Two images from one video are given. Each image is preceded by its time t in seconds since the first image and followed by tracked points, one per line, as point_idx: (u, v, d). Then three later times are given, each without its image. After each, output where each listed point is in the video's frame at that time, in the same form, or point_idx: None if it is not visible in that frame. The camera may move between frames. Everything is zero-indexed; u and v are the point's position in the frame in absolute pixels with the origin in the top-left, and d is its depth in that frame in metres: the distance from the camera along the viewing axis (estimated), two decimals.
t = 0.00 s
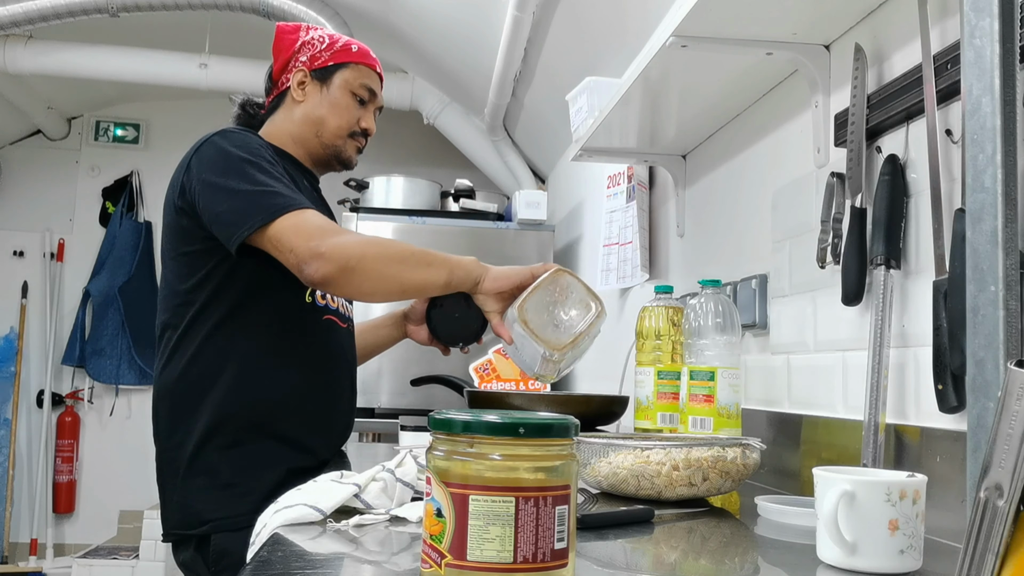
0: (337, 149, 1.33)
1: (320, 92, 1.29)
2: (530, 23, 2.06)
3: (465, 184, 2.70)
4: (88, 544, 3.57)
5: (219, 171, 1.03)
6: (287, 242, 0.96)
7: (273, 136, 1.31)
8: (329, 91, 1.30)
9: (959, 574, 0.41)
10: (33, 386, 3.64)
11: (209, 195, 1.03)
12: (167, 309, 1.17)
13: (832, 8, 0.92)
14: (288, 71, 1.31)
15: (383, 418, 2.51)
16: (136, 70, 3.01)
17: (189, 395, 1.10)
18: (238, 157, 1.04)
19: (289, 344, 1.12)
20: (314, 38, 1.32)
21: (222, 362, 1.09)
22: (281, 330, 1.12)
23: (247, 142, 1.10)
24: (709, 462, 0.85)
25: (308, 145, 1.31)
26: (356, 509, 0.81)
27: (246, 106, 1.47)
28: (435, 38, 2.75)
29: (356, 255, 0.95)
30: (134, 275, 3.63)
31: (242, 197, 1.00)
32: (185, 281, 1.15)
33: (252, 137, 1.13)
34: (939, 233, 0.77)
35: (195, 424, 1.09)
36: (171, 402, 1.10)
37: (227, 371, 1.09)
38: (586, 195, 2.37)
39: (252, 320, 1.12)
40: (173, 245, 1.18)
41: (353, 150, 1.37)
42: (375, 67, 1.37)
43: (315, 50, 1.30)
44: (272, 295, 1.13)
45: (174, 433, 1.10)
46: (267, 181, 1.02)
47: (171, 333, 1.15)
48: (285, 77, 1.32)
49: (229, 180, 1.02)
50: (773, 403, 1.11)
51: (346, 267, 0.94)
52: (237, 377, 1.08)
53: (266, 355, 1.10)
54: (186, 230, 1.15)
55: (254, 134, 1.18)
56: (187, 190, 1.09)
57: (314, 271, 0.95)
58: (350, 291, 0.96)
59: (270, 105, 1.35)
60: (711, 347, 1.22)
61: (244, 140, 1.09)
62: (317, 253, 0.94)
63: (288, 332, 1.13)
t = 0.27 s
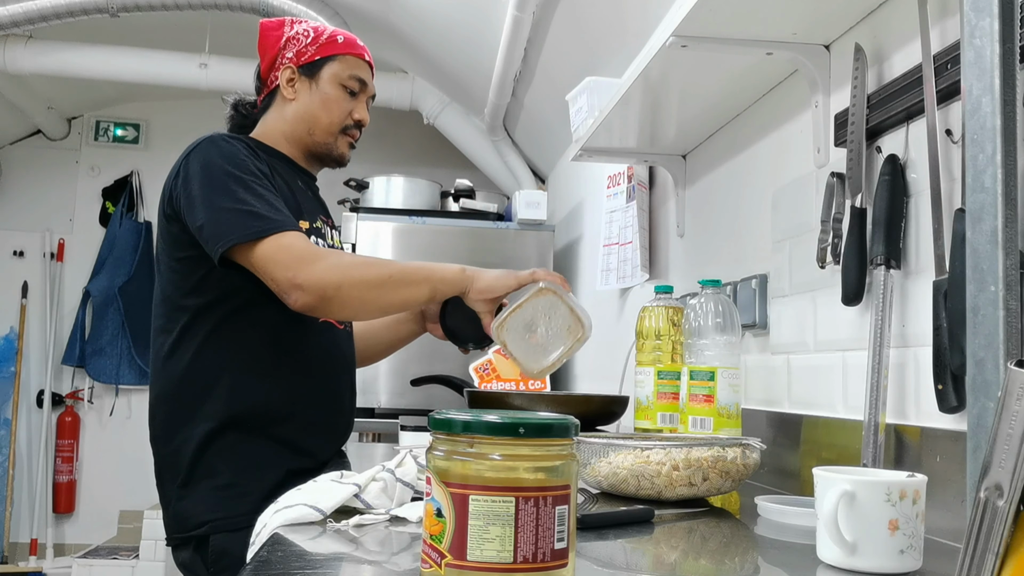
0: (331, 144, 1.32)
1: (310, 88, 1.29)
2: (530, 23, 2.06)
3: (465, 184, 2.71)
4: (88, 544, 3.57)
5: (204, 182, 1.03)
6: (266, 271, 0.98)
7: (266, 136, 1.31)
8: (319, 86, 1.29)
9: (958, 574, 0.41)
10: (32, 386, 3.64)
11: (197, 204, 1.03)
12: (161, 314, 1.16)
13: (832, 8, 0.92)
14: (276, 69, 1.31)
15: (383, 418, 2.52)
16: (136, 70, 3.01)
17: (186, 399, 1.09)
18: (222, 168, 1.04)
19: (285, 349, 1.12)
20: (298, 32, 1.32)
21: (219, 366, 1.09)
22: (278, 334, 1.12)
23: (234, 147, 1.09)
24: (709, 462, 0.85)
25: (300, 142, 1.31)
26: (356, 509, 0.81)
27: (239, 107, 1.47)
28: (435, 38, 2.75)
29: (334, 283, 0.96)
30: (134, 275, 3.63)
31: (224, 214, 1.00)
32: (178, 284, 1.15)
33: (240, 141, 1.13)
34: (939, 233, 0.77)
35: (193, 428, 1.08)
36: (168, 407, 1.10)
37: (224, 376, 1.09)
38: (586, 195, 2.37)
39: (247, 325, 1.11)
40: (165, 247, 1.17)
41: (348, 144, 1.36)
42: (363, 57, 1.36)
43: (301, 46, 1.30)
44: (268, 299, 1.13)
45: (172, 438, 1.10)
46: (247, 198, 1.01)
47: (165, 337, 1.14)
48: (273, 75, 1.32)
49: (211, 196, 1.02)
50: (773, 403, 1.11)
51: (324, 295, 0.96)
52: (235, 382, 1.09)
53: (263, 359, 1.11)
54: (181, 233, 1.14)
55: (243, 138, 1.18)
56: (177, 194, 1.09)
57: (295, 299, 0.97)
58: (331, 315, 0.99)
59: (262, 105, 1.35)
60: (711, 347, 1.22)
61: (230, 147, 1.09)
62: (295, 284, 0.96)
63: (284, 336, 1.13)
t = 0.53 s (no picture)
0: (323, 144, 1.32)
1: (300, 88, 1.28)
2: (530, 24, 2.06)
3: (465, 184, 2.71)
4: (88, 544, 3.57)
5: (221, 153, 1.05)
6: (312, 185, 0.96)
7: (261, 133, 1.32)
8: (309, 85, 1.28)
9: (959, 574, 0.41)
10: (32, 386, 3.64)
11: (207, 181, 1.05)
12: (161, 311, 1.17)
13: (832, 8, 0.92)
14: (270, 68, 1.31)
15: (383, 418, 2.52)
16: (136, 69, 3.01)
17: (184, 394, 1.10)
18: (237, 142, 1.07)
19: (282, 342, 1.13)
20: (292, 30, 1.30)
21: (216, 360, 1.10)
22: (275, 329, 1.13)
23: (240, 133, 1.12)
24: (709, 462, 0.85)
25: (292, 141, 1.31)
26: (356, 509, 0.81)
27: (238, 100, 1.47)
28: (435, 38, 2.75)
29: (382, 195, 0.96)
30: (134, 275, 3.63)
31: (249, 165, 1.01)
32: (176, 281, 1.15)
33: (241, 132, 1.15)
34: (940, 233, 0.77)
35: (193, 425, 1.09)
36: (167, 403, 1.11)
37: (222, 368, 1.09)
38: (586, 195, 2.37)
39: (245, 318, 1.12)
40: (162, 245, 1.17)
41: (342, 143, 1.35)
42: (359, 54, 1.33)
43: (293, 44, 1.29)
44: (264, 293, 1.13)
45: (171, 436, 1.10)
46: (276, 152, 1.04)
47: (164, 333, 1.15)
48: (267, 73, 1.32)
49: (235, 153, 1.03)
50: (773, 403, 1.11)
51: (373, 203, 0.95)
52: (232, 374, 1.09)
53: (260, 353, 1.11)
54: (172, 229, 1.14)
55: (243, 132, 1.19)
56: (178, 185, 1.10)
57: (342, 206, 0.94)
58: (376, 230, 0.95)
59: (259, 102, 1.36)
60: (711, 347, 1.22)
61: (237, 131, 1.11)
62: (346, 188, 0.95)
63: (281, 329, 1.13)
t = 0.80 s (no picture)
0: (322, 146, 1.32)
1: (299, 90, 1.29)
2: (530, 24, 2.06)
3: (465, 184, 2.71)
4: (88, 544, 3.56)
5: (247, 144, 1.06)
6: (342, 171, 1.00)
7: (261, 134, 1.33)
8: (308, 87, 1.28)
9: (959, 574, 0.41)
10: (32, 386, 3.64)
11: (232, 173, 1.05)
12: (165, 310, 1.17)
13: (832, 8, 0.92)
14: (269, 69, 1.31)
15: (383, 418, 2.52)
16: (136, 69, 3.01)
17: (191, 391, 1.10)
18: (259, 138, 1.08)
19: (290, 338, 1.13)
20: (290, 32, 1.30)
21: (223, 357, 1.10)
22: (281, 326, 1.12)
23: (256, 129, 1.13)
24: (709, 462, 0.85)
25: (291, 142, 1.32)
26: (356, 509, 0.81)
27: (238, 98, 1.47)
28: (435, 38, 2.75)
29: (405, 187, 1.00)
30: (134, 274, 3.62)
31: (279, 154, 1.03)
32: (181, 280, 1.15)
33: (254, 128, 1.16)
34: (940, 233, 0.77)
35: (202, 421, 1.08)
36: (174, 401, 1.10)
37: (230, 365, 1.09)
38: (586, 195, 2.37)
39: (252, 314, 1.12)
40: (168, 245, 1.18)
41: (341, 144, 1.35)
42: (358, 56, 1.32)
43: (292, 46, 1.29)
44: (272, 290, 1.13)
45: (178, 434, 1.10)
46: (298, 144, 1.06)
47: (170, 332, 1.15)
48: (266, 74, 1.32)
49: (259, 146, 1.05)
50: (773, 403, 1.11)
51: (396, 194, 0.99)
52: (238, 371, 1.09)
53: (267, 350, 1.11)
54: (178, 227, 1.14)
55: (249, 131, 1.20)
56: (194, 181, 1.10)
57: (368, 197, 0.97)
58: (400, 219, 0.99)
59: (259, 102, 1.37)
60: (711, 347, 1.22)
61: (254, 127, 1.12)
62: (371, 180, 0.98)
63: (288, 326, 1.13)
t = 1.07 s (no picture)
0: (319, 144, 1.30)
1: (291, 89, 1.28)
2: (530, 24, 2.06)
3: (465, 184, 2.71)
4: (88, 544, 3.56)
5: (238, 166, 1.02)
6: (301, 225, 0.95)
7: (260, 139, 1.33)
8: (299, 86, 1.27)
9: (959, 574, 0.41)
10: (32, 386, 3.63)
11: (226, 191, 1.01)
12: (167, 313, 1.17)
13: (832, 8, 0.92)
14: (263, 73, 1.32)
15: (383, 417, 2.52)
16: (136, 70, 3.01)
17: (191, 394, 1.10)
18: (253, 159, 1.03)
19: (290, 341, 1.12)
20: (280, 33, 1.30)
21: (224, 361, 1.10)
22: (280, 331, 1.12)
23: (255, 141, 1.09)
24: (709, 462, 0.85)
25: (290, 144, 1.30)
26: (356, 509, 0.81)
27: (240, 106, 1.47)
28: (435, 38, 2.75)
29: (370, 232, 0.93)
30: (134, 274, 3.62)
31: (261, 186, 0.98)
32: (182, 285, 1.15)
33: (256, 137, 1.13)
34: (940, 233, 0.77)
35: (202, 424, 1.09)
36: (174, 403, 1.11)
37: (230, 369, 1.09)
38: (587, 195, 2.37)
39: (252, 318, 1.11)
40: (170, 248, 1.18)
41: (339, 142, 1.33)
42: (350, 51, 1.31)
43: (282, 47, 1.29)
44: (271, 294, 1.13)
45: (179, 436, 1.10)
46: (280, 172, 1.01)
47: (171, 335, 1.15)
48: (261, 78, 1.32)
49: (247, 175, 1.01)
50: (773, 403, 1.11)
51: (360, 244, 0.92)
52: (238, 375, 1.08)
53: (267, 353, 1.10)
54: (180, 230, 1.15)
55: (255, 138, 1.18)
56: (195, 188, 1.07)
57: (332, 252, 0.93)
58: (367, 269, 0.93)
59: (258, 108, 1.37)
60: (711, 347, 1.22)
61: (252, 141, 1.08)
62: (333, 233, 0.93)
63: (288, 329, 1.13)
